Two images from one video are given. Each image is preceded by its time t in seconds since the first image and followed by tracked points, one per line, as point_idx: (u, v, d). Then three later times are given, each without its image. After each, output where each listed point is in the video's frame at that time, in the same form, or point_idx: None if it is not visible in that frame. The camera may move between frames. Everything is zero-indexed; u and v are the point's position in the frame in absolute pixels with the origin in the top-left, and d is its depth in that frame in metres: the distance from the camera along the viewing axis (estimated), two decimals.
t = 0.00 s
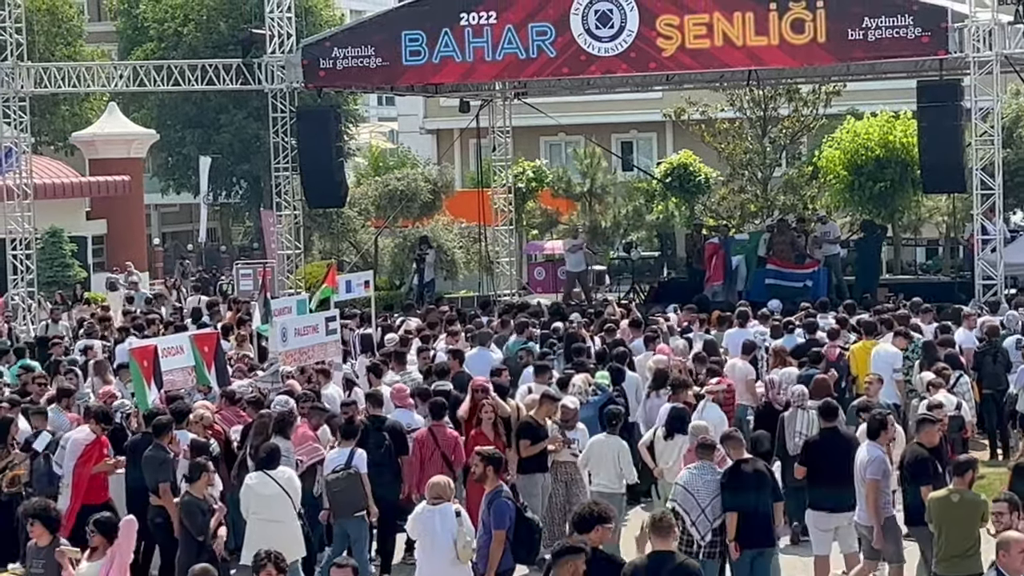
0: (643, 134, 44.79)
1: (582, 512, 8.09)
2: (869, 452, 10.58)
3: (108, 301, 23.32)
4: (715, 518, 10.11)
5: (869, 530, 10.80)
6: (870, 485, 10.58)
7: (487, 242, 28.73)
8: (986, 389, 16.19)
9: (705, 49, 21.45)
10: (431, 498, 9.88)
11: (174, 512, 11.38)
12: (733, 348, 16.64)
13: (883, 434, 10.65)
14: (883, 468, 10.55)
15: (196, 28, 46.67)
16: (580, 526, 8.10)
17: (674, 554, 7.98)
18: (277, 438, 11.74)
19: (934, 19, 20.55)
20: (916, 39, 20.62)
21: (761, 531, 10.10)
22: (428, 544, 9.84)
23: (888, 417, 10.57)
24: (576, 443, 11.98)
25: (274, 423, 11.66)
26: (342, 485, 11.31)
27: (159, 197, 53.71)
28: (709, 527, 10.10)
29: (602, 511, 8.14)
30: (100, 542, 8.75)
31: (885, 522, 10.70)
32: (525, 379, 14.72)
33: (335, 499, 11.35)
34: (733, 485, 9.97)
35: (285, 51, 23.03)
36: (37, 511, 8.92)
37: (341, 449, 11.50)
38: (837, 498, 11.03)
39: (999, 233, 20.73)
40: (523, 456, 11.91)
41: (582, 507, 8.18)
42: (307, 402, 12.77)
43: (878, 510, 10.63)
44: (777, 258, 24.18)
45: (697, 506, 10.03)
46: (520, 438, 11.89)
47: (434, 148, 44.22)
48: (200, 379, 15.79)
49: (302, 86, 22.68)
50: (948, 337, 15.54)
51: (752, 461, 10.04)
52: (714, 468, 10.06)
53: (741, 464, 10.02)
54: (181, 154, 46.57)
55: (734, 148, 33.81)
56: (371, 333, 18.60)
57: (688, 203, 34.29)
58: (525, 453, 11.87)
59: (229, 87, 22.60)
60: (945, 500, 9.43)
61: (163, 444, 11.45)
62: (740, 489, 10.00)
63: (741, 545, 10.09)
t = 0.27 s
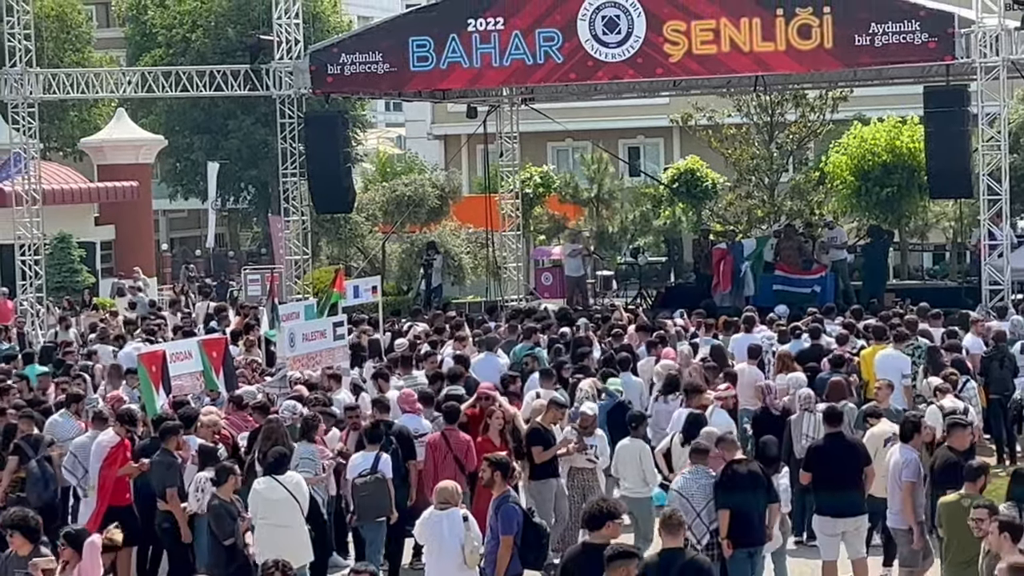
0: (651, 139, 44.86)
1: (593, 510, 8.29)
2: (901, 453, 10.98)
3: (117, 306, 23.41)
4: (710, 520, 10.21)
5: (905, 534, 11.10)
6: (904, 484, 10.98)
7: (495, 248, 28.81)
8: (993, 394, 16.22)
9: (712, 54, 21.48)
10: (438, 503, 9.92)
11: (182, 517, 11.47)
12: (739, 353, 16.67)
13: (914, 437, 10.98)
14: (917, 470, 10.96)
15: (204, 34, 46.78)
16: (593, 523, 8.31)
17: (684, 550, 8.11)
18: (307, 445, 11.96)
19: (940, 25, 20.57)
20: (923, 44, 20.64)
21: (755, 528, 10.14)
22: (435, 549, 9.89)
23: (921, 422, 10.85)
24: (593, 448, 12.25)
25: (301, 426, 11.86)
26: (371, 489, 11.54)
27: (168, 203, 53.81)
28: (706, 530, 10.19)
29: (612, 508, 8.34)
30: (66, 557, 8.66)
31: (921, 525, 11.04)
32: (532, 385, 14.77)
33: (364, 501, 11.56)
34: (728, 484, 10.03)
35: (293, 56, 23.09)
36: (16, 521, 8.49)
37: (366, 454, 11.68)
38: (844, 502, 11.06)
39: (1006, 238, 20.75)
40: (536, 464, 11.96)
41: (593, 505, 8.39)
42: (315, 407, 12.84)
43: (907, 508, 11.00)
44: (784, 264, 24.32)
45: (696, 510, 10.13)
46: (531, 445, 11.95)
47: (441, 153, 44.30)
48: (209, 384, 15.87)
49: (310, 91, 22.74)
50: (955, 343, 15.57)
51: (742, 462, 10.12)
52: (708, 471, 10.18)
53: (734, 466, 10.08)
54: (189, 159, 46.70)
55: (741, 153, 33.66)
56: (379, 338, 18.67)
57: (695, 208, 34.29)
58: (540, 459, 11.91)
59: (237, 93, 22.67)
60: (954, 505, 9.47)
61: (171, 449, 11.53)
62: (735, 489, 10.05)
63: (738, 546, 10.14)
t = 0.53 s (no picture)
0: (658, 144, 44.84)
1: (617, 514, 8.45)
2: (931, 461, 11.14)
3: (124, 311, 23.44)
4: (707, 519, 10.22)
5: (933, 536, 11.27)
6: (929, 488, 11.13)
7: (502, 252, 28.80)
8: (1001, 398, 16.20)
9: (719, 59, 21.49)
10: (446, 507, 9.93)
11: (189, 522, 11.47)
12: (746, 357, 16.66)
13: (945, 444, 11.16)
14: (946, 477, 11.12)
15: (212, 39, 46.82)
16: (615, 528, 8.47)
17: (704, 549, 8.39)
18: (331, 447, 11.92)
19: (948, 29, 20.55)
20: (931, 48, 20.62)
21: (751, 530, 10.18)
22: (444, 554, 9.94)
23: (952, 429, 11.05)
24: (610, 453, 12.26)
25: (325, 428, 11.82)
26: (399, 494, 11.43)
27: (176, 207, 53.86)
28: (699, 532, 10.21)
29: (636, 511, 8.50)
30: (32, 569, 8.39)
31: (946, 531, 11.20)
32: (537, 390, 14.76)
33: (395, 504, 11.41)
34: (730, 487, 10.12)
35: (301, 61, 23.12)
36: None
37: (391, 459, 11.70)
38: (851, 505, 11.05)
39: (1014, 242, 20.73)
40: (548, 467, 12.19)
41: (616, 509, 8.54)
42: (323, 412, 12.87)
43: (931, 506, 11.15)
44: (791, 269, 24.32)
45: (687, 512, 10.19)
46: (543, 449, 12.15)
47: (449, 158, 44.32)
48: (217, 388, 15.90)
49: (318, 96, 22.80)
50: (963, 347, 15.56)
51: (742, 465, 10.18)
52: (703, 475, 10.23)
53: (732, 469, 10.14)
54: (198, 164, 46.74)
55: (750, 158, 34.02)
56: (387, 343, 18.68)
57: (703, 213, 34.24)
58: (553, 464, 12.14)
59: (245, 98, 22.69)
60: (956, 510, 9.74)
61: (178, 454, 11.54)
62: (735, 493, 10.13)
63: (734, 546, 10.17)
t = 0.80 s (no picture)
0: (665, 148, 44.89)
1: (637, 502, 8.74)
2: (958, 462, 11.38)
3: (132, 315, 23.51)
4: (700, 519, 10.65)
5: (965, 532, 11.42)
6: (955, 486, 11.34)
7: (509, 256, 28.85)
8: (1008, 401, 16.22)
9: (726, 63, 21.52)
10: (454, 511, 10.02)
11: (196, 526, 11.52)
12: (752, 361, 16.70)
13: (976, 446, 11.38)
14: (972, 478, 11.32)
15: (219, 44, 46.89)
16: (635, 516, 8.76)
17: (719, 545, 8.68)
18: (354, 450, 12.15)
19: (954, 33, 20.59)
20: (937, 52, 20.67)
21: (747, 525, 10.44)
22: (451, 557, 10.01)
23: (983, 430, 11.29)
24: (620, 456, 12.23)
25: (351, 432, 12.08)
26: (426, 495, 11.46)
27: (183, 212, 53.94)
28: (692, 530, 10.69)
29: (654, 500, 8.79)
30: None
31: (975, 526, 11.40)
32: (542, 394, 14.80)
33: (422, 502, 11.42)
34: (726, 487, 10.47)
35: (308, 66, 23.17)
36: None
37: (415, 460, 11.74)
38: (859, 507, 11.08)
39: (1021, 245, 20.75)
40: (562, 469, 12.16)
41: (635, 497, 8.83)
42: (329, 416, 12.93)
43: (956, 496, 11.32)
44: (795, 270, 24.42)
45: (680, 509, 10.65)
46: (555, 452, 12.12)
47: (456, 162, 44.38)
48: (225, 392, 15.96)
49: (325, 101, 22.85)
50: (968, 351, 15.58)
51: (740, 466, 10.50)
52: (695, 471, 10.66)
53: (730, 467, 10.51)
54: (205, 169, 46.86)
55: (756, 161, 33.63)
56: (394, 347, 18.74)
57: (708, 216, 34.34)
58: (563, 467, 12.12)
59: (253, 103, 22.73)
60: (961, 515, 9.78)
61: (186, 458, 11.55)
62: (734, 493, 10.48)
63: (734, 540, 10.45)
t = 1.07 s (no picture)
0: (669, 153, 45.06)
1: (639, 504, 8.94)
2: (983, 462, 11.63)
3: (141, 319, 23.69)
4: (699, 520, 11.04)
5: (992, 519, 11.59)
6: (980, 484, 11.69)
7: (515, 261, 28.99)
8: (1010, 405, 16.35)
9: (729, 69, 21.67)
10: (460, 513, 10.13)
11: (204, 529, 11.68)
12: (755, 365, 16.85)
13: (999, 447, 11.62)
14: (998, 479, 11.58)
15: (226, 49, 47.09)
16: (640, 517, 8.94)
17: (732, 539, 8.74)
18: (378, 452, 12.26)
19: (955, 39, 20.77)
20: (939, 58, 20.85)
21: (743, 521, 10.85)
22: (457, 559, 10.13)
23: (1006, 432, 11.53)
24: (624, 459, 12.42)
25: (374, 434, 12.12)
26: (445, 494, 11.97)
27: (189, 216, 54.14)
28: (690, 531, 11.00)
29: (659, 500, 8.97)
30: None
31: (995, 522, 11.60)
32: (546, 397, 14.97)
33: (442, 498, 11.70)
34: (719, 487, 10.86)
35: (315, 72, 23.34)
36: None
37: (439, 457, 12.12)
38: (860, 509, 11.23)
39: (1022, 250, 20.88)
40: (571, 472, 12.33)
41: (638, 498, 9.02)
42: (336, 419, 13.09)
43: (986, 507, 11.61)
44: (794, 278, 24.50)
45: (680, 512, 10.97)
46: (564, 454, 12.31)
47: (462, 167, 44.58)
48: (233, 396, 16.14)
49: (332, 106, 23.05)
50: (970, 354, 15.72)
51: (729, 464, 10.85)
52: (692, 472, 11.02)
53: (722, 468, 10.86)
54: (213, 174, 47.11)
55: (759, 167, 34.12)
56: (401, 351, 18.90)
57: (713, 221, 34.27)
58: (573, 469, 12.30)
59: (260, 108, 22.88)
60: (959, 516, 9.88)
61: (194, 461, 11.70)
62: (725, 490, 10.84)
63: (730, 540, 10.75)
